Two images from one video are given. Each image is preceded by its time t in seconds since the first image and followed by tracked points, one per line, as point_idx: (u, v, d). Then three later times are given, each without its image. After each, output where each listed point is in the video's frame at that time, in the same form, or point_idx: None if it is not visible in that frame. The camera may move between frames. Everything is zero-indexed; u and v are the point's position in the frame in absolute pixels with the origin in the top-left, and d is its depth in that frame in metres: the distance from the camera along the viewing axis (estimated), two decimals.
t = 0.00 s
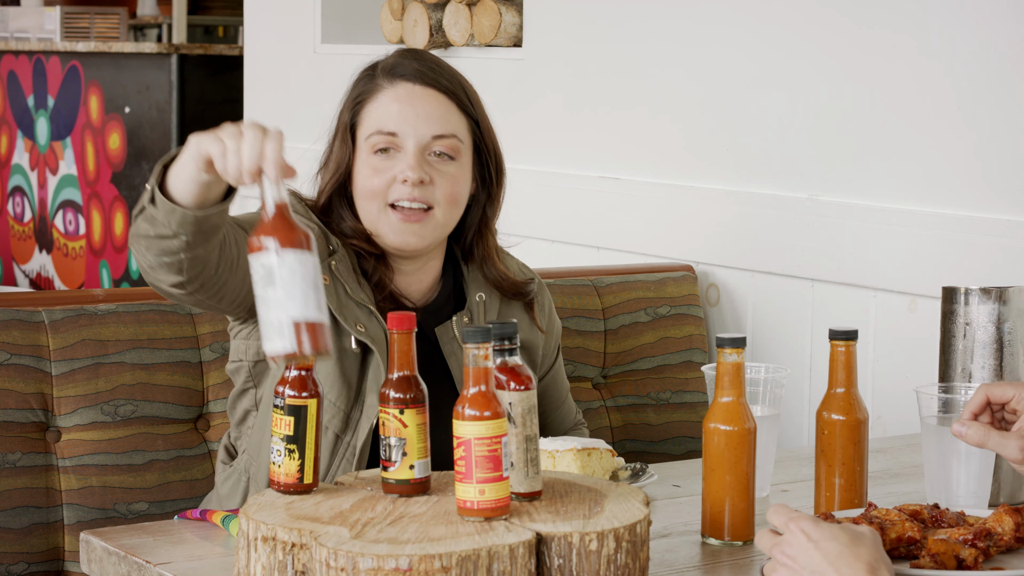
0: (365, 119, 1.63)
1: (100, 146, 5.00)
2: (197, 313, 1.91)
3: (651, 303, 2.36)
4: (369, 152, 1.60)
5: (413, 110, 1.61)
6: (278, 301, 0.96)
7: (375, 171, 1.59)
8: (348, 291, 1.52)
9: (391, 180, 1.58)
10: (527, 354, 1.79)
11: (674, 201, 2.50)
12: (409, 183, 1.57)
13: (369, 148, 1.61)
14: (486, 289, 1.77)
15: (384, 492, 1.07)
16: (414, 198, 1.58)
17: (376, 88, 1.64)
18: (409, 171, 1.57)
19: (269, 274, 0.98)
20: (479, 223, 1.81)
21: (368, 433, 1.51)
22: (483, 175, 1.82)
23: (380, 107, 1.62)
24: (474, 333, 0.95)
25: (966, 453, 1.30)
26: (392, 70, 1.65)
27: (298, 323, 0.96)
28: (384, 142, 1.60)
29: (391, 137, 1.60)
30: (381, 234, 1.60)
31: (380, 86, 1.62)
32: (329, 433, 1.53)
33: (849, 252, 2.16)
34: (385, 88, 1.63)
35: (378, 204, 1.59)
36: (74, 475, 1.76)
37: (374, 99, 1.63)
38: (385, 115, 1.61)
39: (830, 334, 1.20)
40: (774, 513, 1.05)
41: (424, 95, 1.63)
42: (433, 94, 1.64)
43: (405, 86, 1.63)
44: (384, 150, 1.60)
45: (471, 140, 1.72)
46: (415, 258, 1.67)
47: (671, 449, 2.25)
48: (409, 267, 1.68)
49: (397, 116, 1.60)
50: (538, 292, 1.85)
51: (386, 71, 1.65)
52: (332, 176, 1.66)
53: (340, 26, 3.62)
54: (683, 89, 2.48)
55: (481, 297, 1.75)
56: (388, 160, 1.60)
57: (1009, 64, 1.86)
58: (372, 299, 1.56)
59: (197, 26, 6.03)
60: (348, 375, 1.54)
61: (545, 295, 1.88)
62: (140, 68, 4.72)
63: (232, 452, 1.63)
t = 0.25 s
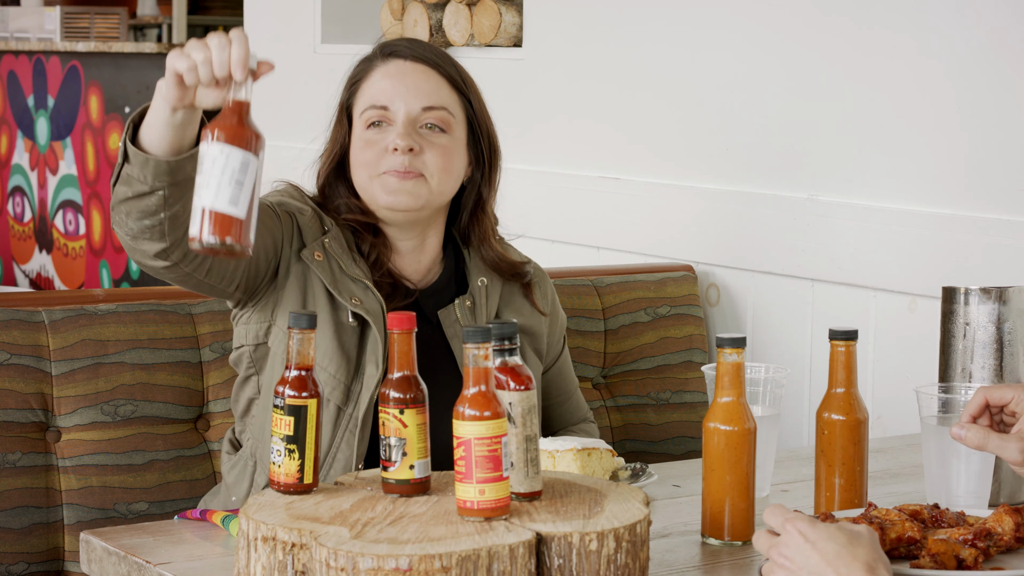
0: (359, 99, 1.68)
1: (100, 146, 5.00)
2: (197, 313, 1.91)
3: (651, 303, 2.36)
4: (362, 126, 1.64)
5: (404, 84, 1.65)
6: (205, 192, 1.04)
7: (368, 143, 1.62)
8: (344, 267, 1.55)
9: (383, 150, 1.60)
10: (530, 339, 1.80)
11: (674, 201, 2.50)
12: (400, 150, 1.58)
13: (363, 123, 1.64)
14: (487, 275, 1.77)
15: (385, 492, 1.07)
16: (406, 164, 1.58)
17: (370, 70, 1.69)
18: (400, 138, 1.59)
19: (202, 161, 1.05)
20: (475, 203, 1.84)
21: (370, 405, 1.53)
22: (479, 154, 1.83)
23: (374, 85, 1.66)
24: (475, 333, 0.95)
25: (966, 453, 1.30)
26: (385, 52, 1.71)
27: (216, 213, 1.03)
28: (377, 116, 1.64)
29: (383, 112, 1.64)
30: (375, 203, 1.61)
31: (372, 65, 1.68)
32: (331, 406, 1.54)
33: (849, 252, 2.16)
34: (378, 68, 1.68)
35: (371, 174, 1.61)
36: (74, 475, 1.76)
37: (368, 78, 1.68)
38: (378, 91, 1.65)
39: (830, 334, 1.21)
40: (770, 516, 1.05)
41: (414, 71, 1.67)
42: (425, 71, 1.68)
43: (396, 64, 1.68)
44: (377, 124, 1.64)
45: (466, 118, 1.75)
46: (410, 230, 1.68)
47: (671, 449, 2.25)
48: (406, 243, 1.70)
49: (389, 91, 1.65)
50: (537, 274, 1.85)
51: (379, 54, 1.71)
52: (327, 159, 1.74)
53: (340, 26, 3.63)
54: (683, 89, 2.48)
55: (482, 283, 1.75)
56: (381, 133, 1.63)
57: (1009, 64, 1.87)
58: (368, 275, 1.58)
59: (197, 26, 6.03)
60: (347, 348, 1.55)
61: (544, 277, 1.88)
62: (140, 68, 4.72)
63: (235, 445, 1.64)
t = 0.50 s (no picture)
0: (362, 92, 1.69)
1: (100, 146, 5.00)
2: (197, 313, 1.91)
3: (651, 303, 2.36)
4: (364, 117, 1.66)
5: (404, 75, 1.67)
6: (286, 183, 1.18)
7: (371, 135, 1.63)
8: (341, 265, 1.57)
9: (386, 141, 1.61)
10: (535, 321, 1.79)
11: (674, 201, 2.50)
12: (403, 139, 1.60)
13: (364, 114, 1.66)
14: (493, 260, 1.79)
15: (385, 492, 1.07)
16: (409, 153, 1.60)
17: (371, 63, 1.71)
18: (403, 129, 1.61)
19: (283, 157, 1.18)
20: (478, 189, 1.85)
21: (370, 401, 1.54)
22: (480, 143, 1.84)
23: (374, 77, 1.68)
24: (475, 333, 0.95)
25: (967, 452, 1.30)
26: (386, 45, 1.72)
27: (299, 204, 1.18)
28: (379, 108, 1.65)
29: (385, 103, 1.65)
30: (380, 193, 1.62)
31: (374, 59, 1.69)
32: (330, 400, 1.54)
33: (849, 252, 2.16)
34: (380, 61, 1.70)
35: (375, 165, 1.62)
36: (74, 475, 1.76)
37: (370, 72, 1.69)
38: (379, 83, 1.67)
39: (830, 334, 1.21)
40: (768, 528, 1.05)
41: (415, 63, 1.69)
42: (426, 63, 1.70)
43: (397, 57, 1.69)
44: (380, 116, 1.65)
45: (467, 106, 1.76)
46: (413, 219, 1.68)
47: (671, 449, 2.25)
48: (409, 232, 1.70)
49: (390, 82, 1.66)
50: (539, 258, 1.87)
51: (380, 47, 1.72)
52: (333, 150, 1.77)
53: (340, 27, 3.63)
54: (683, 89, 2.48)
55: (488, 268, 1.77)
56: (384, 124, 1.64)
57: (1009, 65, 1.87)
58: (366, 271, 1.60)
59: (197, 26, 6.03)
60: (346, 342, 1.55)
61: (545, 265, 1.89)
62: (141, 68, 4.72)
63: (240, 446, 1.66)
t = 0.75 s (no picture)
0: (375, 95, 1.65)
1: (100, 146, 5.00)
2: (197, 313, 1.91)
3: (651, 303, 2.36)
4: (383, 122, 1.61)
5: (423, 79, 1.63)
6: (444, 231, 1.18)
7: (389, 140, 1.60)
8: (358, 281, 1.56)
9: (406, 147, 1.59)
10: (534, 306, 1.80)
11: (674, 201, 2.50)
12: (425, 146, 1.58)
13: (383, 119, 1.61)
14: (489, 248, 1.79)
15: (385, 492, 1.07)
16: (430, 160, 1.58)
17: (385, 65, 1.66)
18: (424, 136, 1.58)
19: (445, 201, 1.18)
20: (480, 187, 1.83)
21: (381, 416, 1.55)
22: (485, 143, 1.84)
23: (392, 81, 1.63)
24: (475, 333, 0.95)
25: (966, 452, 1.30)
26: (399, 45, 1.68)
27: (463, 245, 1.17)
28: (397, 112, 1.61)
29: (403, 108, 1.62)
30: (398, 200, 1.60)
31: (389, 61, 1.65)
32: (343, 413, 1.55)
33: (849, 252, 2.16)
34: (395, 63, 1.65)
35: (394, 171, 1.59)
36: (74, 475, 1.76)
37: (384, 73, 1.65)
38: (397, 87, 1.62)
39: (830, 334, 1.20)
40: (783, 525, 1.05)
41: (432, 66, 1.65)
42: (440, 66, 1.67)
43: (413, 59, 1.65)
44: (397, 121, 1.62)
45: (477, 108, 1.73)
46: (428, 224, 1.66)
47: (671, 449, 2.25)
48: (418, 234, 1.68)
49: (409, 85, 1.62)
50: (534, 241, 1.91)
51: (392, 48, 1.68)
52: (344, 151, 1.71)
53: (340, 27, 3.63)
54: (683, 89, 2.48)
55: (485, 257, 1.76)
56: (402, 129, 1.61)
57: (1009, 65, 1.87)
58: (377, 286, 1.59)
59: (197, 26, 6.02)
60: (358, 357, 1.56)
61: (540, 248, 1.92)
62: (141, 68, 4.72)
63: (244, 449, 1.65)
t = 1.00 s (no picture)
0: (404, 105, 1.64)
1: (100, 146, 5.00)
2: (197, 313, 1.91)
3: (651, 303, 2.36)
4: (417, 135, 1.61)
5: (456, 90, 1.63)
6: (564, 275, 1.25)
7: (425, 152, 1.60)
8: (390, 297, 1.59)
9: (444, 158, 1.59)
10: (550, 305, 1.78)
11: (673, 201, 2.50)
12: (464, 159, 1.59)
13: (416, 131, 1.61)
14: (502, 253, 1.74)
15: (385, 492, 1.07)
16: (468, 173, 1.59)
17: (413, 74, 1.64)
18: (463, 147, 1.59)
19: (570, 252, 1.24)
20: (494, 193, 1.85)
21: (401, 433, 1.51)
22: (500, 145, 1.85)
23: (423, 92, 1.63)
24: (474, 333, 0.95)
25: (966, 452, 1.30)
26: (424, 53, 1.66)
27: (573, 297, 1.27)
28: (432, 124, 1.61)
29: (438, 119, 1.62)
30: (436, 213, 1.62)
31: (417, 70, 1.63)
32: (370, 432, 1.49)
33: (849, 251, 2.16)
34: (424, 72, 1.64)
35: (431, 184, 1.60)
36: (74, 475, 1.76)
37: (413, 83, 1.64)
38: (428, 99, 1.62)
39: (830, 334, 1.20)
40: (796, 512, 1.16)
41: (461, 76, 1.64)
42: (469, 73, 1.66)
43: (442, 68, 1.64)
44: (432, 132, 1.61)
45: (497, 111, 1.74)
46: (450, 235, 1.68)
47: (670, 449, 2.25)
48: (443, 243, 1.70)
49: (440, 98, 1.62)
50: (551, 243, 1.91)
51: (418, 56, 1.66)
52: (372, 161, 1.66)
53: (340, 26, 3.63)
54: (683, 89, 2.48)
55: (498, 262, 1.72)
56: (438, 141, 1.61)
57: (1009, 65, 1.87)
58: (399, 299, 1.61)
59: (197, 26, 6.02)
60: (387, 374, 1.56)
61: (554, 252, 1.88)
62: (141, 68, 4.72)
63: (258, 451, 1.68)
